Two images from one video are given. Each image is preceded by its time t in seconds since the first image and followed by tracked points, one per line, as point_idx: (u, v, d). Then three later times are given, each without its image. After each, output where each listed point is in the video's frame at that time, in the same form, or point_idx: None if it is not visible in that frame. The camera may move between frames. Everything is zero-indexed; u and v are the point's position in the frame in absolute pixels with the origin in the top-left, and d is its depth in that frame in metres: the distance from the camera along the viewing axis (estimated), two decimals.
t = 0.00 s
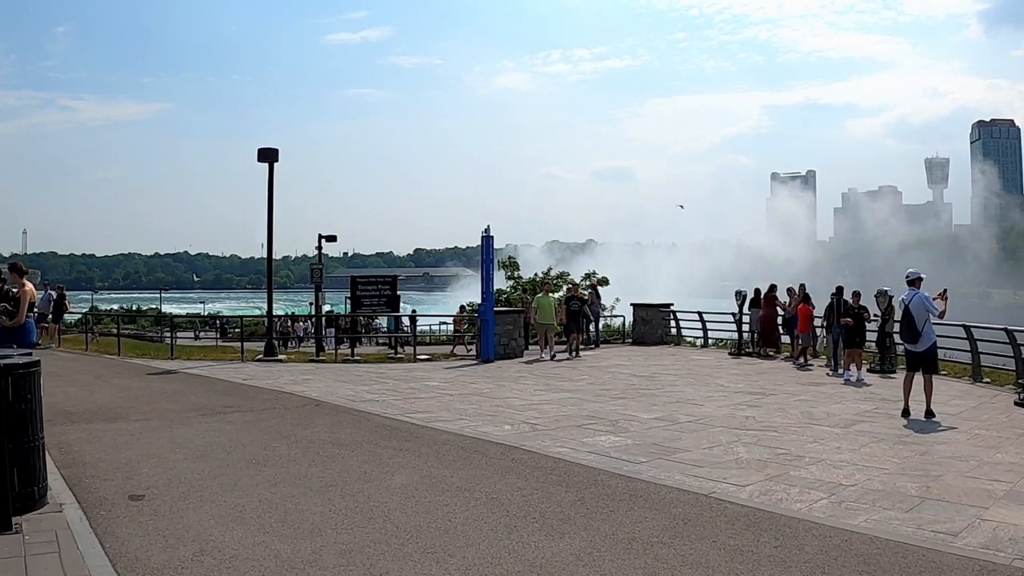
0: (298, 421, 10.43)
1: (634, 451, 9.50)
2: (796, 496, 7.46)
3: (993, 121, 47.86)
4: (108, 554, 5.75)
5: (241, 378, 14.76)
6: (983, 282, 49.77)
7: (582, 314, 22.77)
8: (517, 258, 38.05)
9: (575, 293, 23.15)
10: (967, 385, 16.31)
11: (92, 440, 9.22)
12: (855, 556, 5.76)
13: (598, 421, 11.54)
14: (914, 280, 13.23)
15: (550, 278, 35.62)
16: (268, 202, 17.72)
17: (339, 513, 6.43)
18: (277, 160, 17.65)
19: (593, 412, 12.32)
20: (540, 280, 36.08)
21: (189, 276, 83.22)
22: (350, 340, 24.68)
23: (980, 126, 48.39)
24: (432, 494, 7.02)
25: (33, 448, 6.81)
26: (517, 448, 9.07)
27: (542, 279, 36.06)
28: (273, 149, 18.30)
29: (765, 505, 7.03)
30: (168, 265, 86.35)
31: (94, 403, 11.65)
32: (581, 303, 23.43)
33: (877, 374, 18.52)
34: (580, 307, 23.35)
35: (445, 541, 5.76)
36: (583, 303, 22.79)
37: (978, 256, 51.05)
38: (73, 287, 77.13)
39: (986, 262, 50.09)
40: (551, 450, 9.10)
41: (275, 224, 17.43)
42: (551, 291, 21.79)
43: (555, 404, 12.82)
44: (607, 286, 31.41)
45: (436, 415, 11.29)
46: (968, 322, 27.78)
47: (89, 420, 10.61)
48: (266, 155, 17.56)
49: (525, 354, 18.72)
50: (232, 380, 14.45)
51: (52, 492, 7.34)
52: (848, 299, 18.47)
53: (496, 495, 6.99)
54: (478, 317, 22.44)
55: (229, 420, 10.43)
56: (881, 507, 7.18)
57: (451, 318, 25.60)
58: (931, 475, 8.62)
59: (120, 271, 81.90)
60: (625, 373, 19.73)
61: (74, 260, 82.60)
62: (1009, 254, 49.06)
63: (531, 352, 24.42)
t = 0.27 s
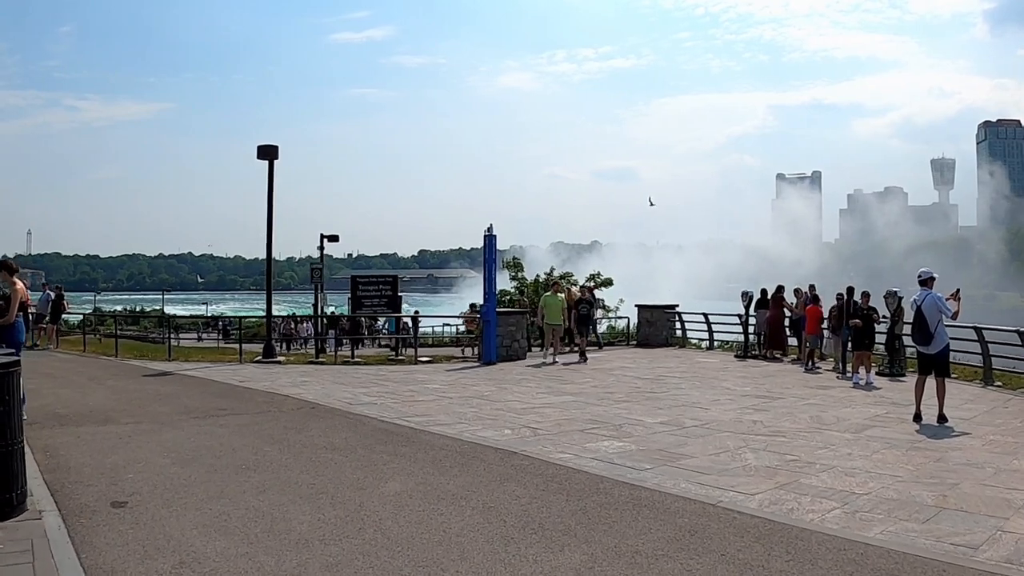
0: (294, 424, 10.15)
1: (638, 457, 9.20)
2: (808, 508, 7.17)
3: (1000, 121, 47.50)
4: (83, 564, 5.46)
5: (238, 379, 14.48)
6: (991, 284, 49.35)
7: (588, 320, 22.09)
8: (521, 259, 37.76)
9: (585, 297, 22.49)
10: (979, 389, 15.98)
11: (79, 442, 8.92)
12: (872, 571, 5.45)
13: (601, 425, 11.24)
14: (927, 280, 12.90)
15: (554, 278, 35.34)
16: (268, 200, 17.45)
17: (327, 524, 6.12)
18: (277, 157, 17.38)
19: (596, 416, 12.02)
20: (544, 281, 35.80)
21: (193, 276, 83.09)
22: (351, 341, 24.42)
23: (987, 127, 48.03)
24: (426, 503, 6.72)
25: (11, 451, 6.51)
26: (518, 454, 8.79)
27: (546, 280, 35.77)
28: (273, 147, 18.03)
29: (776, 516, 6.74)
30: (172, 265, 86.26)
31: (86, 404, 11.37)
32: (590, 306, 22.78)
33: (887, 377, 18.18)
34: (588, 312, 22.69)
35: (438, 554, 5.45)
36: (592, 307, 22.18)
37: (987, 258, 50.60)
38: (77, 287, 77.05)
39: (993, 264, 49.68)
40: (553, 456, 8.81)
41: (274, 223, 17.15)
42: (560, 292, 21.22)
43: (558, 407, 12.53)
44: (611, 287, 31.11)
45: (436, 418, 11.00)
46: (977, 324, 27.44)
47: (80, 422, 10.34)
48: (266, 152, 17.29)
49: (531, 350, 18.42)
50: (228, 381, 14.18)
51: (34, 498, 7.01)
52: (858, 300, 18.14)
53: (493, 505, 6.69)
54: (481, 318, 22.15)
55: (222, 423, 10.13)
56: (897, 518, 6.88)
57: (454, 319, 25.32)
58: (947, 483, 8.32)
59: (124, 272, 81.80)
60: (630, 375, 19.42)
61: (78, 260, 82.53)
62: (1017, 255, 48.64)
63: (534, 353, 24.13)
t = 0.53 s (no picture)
0: (293, 429, 9.91)
1: (646, 465, 8.92)
2: (822, 520, 6.88)
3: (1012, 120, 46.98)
4: None
5: (240, 381, 14.29)
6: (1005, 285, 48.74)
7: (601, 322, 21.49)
8: (530, 259, 37.48)
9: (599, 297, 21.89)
10: (997, 392, 15.61)
11: (72, 446, 8.70)
12: None
13: (609, 431, 10.96)
14: (943, 282, 12.56)
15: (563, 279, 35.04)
16: (271, 200, 17.25)
17: (320, 536, 5.87)
18: (280, 156, 17.17)
19: (604, 420, 11.75)
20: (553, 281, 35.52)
21: (203, 275, 83.20)
22: (357, 342, 24.17)
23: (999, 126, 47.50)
24: (425, 514, 6.45)
25: None
26: (523, 461, 8.52)
27: (555, 280, 35.48)
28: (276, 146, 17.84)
29: (790, 529, 6.45)
30: (182, 265, 86.31)
31: (84, 407, 11.18)
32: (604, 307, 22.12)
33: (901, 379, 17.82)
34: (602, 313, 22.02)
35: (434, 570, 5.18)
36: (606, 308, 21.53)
37: (1000, 258, 49.97)
38: (87, 287, 77.29)
39: (1007, 264, 49.08)
40: (558, 463, 8.54)
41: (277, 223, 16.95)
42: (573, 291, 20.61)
43: (565, 411, 12.26)
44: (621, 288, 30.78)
45: (439, 422, 10.74)
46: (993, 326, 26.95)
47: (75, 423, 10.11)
48: (269, 151, 17.10)
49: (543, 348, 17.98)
50: (231, 383, 13.98)
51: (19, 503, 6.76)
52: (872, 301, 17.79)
53: (493, 516, 6.42)
54: (488, 318, 21.89)
55: (220, 426, 9.90)
56: (916, 532, 6.58)
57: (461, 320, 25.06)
58: (967, 493, 8.00)
59: (134, 271, 81.99)
60: (639, 377, 19.11)
61: (89, 260, 82.79)
62: None
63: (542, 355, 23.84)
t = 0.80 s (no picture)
0: (297, 433, 9.65)
1: (659, 473, 8.59)
2: (846, 534, 6.55)
3: None
4: None
5: (246, 383, 14.05)
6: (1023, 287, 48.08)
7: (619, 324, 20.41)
8: (543, 259, 37.18)
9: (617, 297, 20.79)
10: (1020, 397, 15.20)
11: (69, 451, 8.46)
12: None
13: (622, 436, 10.64)
14: (966, 283, 12.17)
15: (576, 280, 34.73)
16: (279, 199, 17.01)
17: (317, 548, 5.58)
18: (288, 155, 16.94)
19: (617, 425, 11.43)
20: (566, 282, 35.22)
21: (216, 276, 83.36)
22: (368, 343, 23.93)
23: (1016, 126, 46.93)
24: (428, 525, 6.15)
25: None
26: (532, 468, 8.23)
27: (567, 281, 35.18)
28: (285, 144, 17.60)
29: (812, 543, 6.12)
30: (195, 266, 86.49)
31: (85, 409, 10.96)
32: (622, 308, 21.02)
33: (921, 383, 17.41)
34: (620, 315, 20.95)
35: None
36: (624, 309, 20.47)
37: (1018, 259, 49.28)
38: (101, 287, 77.54)
39: None
40: (569, 471, 8.24)
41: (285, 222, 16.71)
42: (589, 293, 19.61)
43: (577, 415, 11.95)
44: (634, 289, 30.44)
45: (446, 426, 10.45)
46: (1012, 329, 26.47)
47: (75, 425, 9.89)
48: (276, 150, 16.86)
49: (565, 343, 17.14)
50: (237, 385, 13.75)
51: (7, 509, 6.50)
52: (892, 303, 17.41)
53: (499, 527, 6.12)
54: (499, 320, 21.59)
55: (221, 430, 9.64)
56: (945, 547, 6.24)
57: (473, 321, 24.78)
58: (996, 504, 7.65)
59: (147, 272, 82.23)
60: (652, 380, 18.78)
61: (102, 261, 83.01)
62: None
63: (554, 356, 23.53)
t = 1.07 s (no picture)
0: (305, 438, 9.39)
1: (679, 481, 8.26)
2: (876, 548, 6.21)
3: None
4: None
5: (257, 385, 13.83)
6: None
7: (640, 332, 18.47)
8: (558, 261, 36.87)
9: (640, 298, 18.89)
10: None
11: (70, 455, 8.24)
12: None
13: (639, 442, 10.30)
14: (994, 283, 11.76)
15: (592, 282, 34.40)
16: (290, 199, 16.79)
17: (318, 562, 5.29)
18: (300, 154, 16.72)
19: (634, 430, 11.10)
20: (582, 285, 34.91)
21: (232, 278, 83.61)
22: (382, 345, 23.70)
23: None
24: (436, 537, 5.85)
25: None
26: (547, 476, 7.92)
27: (583, 284, 34.86)
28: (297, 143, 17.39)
29: (842, 558, 5.79)
30: (211, 267, 86.74)
31: (90, 411, 10.75)
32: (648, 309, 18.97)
33: (946, 388, 16.96)
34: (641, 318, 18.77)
35: None
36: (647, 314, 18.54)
37: None
38: (118, 289, 77.87)
39: None
40: (585, 479, 7.93)
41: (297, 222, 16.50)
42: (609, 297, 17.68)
43: (593, 420, 11.62)
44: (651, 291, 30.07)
45: (459, 431, 10.16)
46: None
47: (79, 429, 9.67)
48: (288, 149, 16.64)
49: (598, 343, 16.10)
50: (246, 388, 13.52)
51: None
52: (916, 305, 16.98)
53: (512, 540, 5.81)
54: (514, 322, 21.28)
55: (227, 435, 9.41)
56: (983, 562, 5.89)
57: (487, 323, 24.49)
58: None
59: (163, 274, 82.59)
60: (670, 383, 18.41)
61: (119, 263, 83.39)
62: None
63: (570, 359, 23.20)
